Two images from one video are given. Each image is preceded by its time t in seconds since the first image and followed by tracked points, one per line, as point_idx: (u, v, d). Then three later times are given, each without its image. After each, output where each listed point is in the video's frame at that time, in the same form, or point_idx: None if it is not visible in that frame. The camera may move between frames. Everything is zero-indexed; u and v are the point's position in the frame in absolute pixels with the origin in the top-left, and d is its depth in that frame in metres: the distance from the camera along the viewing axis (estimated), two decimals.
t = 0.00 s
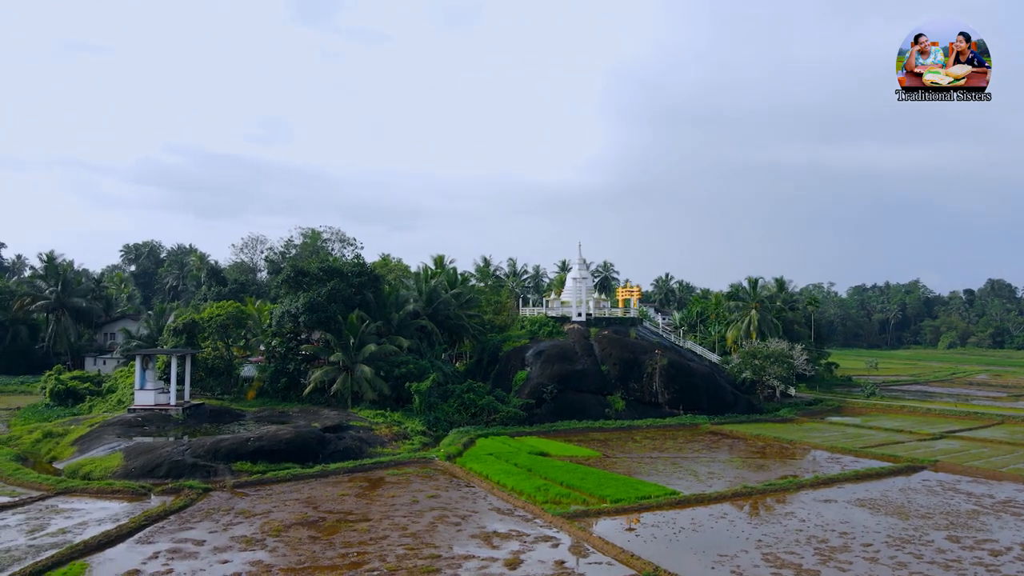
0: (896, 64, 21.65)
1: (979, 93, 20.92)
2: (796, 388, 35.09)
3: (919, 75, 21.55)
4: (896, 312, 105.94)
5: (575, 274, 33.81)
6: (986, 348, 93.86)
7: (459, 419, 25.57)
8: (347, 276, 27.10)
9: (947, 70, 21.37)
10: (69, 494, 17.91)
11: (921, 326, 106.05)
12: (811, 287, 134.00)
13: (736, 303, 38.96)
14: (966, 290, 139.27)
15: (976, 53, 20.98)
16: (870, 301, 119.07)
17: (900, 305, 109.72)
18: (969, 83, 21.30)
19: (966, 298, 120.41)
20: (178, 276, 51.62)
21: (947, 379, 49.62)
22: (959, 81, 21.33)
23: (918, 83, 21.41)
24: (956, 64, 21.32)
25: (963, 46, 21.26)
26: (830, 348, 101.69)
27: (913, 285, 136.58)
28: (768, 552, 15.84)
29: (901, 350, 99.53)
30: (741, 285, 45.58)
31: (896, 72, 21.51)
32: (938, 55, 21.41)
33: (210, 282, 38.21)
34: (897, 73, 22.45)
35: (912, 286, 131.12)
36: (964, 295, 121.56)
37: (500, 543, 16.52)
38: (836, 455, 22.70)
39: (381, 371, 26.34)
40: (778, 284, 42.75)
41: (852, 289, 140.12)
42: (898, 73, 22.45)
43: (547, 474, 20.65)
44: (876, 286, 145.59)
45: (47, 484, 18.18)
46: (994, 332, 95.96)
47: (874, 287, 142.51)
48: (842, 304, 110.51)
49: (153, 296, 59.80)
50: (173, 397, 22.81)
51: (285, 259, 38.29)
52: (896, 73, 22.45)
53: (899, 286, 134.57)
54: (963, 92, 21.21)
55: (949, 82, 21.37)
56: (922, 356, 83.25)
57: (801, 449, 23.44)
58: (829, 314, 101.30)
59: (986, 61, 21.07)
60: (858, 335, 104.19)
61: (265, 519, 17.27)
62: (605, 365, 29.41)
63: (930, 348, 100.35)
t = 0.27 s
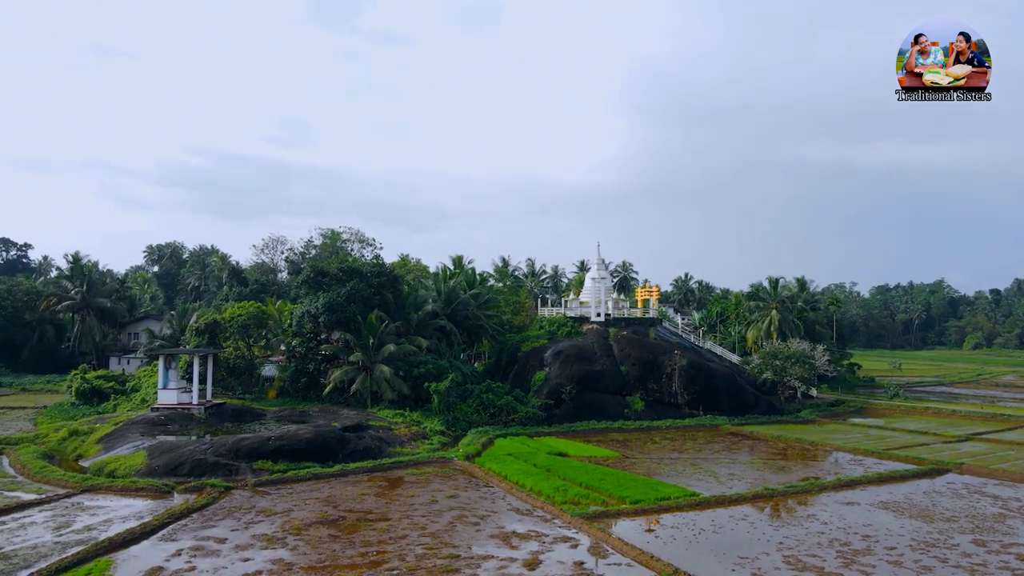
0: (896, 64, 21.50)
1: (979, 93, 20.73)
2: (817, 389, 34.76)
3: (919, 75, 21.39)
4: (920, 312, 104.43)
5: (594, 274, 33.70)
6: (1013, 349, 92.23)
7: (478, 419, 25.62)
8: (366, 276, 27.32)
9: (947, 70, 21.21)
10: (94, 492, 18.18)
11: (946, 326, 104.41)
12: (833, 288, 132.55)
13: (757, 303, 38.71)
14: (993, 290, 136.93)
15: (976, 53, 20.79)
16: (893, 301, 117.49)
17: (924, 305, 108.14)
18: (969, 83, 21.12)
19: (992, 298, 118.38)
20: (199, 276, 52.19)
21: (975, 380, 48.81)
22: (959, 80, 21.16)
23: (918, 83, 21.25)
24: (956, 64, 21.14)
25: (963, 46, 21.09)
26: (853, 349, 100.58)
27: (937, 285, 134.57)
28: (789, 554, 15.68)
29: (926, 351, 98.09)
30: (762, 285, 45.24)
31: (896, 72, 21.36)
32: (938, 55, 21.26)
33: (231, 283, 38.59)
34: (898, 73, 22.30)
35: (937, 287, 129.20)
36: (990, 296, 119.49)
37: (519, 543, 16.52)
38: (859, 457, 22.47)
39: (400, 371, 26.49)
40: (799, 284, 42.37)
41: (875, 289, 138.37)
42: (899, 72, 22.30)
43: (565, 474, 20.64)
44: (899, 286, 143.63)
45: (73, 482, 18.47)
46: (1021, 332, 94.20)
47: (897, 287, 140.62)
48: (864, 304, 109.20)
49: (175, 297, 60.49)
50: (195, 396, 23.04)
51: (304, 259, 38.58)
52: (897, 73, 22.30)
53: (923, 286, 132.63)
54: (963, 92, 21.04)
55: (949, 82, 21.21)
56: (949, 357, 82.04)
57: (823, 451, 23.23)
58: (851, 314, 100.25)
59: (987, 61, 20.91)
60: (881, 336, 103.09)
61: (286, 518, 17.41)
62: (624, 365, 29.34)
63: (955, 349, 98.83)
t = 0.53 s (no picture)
0: (895, 64, 21.33)
1: (979, 93, 20.53)
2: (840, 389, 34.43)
3: (919, 75, 21.22)
4: (945, 313, 102.80)
5: (613, 274, 33.53)
6: None
7: (497, 419, 25.66)
8: (386, 276, 27.44)
9: (947, 70, 21.02)
10: (119, 489, 18.44)
11: (973, 326, 102.68)
12: (856, 287, 131.00)
13: (778, 303, 38.43)
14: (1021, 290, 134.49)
15: (976, 53, 20.59)
16: (918, 300, 115.79)
17: (951, 305, 106.40)
18: (969, 83, 20.95)
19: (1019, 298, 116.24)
20: (222, 277, 52.69)
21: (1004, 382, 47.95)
22: (959, 81, 20.98)
23: (918, 83, 21.09)
24: (957, 64, 20.94)
25: (963, 46, 20.92)
26: (876, 349, 99.42)
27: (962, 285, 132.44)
28: (811, 557, 15.52)
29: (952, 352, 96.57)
30: (783, 285, 44.87)
31: (896, 72, 21.18)
32: (938, 55, 21.09)
33: (253, 283, 38.95)
34: (898, 73, 22.13)
35: (963, 287, 127.16)
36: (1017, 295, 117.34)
37: (538, 544, 16.51)
38: (883, 459, 22.23)
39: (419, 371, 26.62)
40: (821, 284, 41.95)
41: (899, 289, 136.53)
42: (898, 72, 22.13)
43: (585, 475, 20.61)
44: (924, 286, 141.62)
45: (98, 479, 18.75)
46: None
47: (921, 287, 138.66)
48: (888, 304, 107.79)
49: (198, 296, 61.10)
50: (218, 396, 23.25)
51: (325, 260, 38.86)
52: (897, 72, 22.14)
53: (948, 286, 130.59)
54: (964, 92, 20.86)
55: (949, 82, 21.03)
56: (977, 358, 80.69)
57: (846, 452, 23.00)
58: (874, 314, 99.11)
59: (986, 61, 20.75)
60: (905, 337, 102.35)
61: (307, 517, 17.54)
62: (644, 366, 29.23)
63: (981, 350, 97.21)
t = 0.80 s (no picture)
0: (895, 64, 21.30)
1: (979, 93, 20.46)
2: (863, 390, 34.06)
3: (919, 75, 21.19)
4: (971, 313, 101.10)
5: (633, 274, 33.35)
6: None
7: (516, 419, 25.69)
8: (405, 277, 27.55)
9: (947, 70, 21.01)
10: (143, 487, 18.69)
11: (1000, 327, 100.86)
12: (879, 288, 129.31)
13: (800, 303, 38.10)
14: None
15: (976, 53, 20.53)
16: (944, 301, 113.95)
17: (977, 305, 104.66)
18: (969, 83, 20.92)
19: None
20: (244, 277, 53.22)
21: None
22: (958, 81, 20.96)
23: (918, 83, 21.07)
24: (957, 64, 20.89)
25: (963, 46, 20.89)
26: (900, 350, 98.09)
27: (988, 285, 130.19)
28: (834, 559, 15.35)
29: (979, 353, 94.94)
30: (805, 285, 44.46)
31: (895, 72, 21.17)
32: (938, 55, 21.06)
33: (274, 283, 39.14)
34: (898, 72, 22.10)
35: (989, 287, 125.08)
36: None
37: (557, 544, 16.50)
38: (907, 461, 21.96)
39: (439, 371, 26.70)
40: (844, 284, 41.50)
41: (923, 289, 134.56)
42: (899, 72, 22.10)
43: (604, 475, 20.56)
44: (948, 286, 139.43)
45: (123, 477, 19.02)
46: None
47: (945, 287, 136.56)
48: (912, 304, 106.24)
49: (221, 297, 61.72)
50: (239, 395, 23.49)
51: (345, 260, 39.12)
52: (897, 72, 22.10)
53: (973, 286, 128.39)
54: (963, 92, 20.85)
55: (949, 82, 21.01)
56: (1006, 360, 79.24)
57: (869, 454, 22.76)
58: (899, 315, 97.78)
59: (986, 61, 20.71)
60: (931, 337, 101.57)
61: (328, 515, 17.66)
62: (663, 366, 29.10)
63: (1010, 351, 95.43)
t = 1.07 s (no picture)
0: (895, 64, 21.11)
1: (980, 94, 20.31)
2: (886, 392, 33.70)
3: (919, 75, 21.00)
4: (997, 314, 99.41)
5: (652, 274, 33.16)
6: None
7: (534, 419, 25.71)
8: (424, 277, 27.65)
9: (947, 70, 20.80)
10: (167, 485, 18.92)
11: None
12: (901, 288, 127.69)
13: (821, 303, 37.76)
14: None
15: (977, 53, 20.35)
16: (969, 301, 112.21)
17: (1004, 306, 102.90)
18: (969, 83, 20.72)
19: None
20: (264, 278, 53.76)
21: None
22: (959, 81, 20.77)
23: (918, 83, 20.89)
24: (957, 64, 20.71)
25: (963, 46, 20.70)
26: (924, 351, 96.76)
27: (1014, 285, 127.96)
28: (857, 562, 15.17)
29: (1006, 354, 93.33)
30: (826, 285, 44.05)
31: (895, 72, 20.97)
32: (938, 55, 20.86)
33: (295, 283, 39.40)
34: (897, 72, 21.91)
35: (1016, 287, 122.97)
36: None
37: (576, 545, 16.46)
38: (932, 463, 21.67)
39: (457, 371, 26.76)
40: (867, 284, 41.08)
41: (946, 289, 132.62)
42: (898, 72, 21.91)
43: (623, 476, 20.50)
44: (973, 286, 137.32)
45: (147, 475, 19.26)
46: None
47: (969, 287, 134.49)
48: (936, 304, 104.75)
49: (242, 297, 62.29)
50: (260, 394, 23.70)
51: (364, 261, 39.34)
52: (897, 72, 21.91)
53: (999, 286, 126.20)
54: (964, 92, 20.66)
55: (949, 82, 20.82)
56: None
57: (892, 456, 22.50)
58: (923, 315, 96.47)
59: (987, 61, 20.51)
60: (955, 338, 100.28)
61: (347, 514, 17.77)
62: (683, 367, 28.98)
63: None
